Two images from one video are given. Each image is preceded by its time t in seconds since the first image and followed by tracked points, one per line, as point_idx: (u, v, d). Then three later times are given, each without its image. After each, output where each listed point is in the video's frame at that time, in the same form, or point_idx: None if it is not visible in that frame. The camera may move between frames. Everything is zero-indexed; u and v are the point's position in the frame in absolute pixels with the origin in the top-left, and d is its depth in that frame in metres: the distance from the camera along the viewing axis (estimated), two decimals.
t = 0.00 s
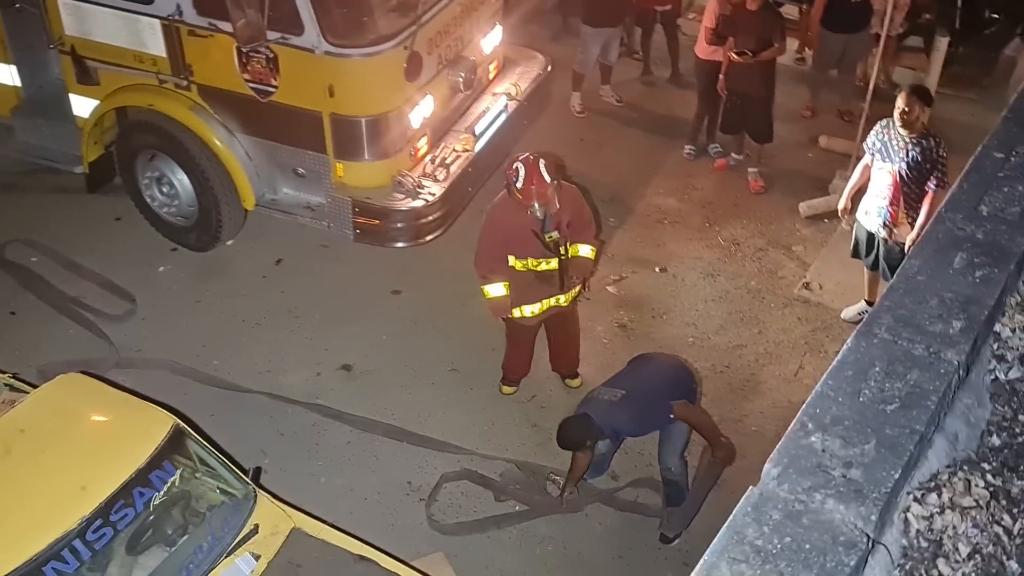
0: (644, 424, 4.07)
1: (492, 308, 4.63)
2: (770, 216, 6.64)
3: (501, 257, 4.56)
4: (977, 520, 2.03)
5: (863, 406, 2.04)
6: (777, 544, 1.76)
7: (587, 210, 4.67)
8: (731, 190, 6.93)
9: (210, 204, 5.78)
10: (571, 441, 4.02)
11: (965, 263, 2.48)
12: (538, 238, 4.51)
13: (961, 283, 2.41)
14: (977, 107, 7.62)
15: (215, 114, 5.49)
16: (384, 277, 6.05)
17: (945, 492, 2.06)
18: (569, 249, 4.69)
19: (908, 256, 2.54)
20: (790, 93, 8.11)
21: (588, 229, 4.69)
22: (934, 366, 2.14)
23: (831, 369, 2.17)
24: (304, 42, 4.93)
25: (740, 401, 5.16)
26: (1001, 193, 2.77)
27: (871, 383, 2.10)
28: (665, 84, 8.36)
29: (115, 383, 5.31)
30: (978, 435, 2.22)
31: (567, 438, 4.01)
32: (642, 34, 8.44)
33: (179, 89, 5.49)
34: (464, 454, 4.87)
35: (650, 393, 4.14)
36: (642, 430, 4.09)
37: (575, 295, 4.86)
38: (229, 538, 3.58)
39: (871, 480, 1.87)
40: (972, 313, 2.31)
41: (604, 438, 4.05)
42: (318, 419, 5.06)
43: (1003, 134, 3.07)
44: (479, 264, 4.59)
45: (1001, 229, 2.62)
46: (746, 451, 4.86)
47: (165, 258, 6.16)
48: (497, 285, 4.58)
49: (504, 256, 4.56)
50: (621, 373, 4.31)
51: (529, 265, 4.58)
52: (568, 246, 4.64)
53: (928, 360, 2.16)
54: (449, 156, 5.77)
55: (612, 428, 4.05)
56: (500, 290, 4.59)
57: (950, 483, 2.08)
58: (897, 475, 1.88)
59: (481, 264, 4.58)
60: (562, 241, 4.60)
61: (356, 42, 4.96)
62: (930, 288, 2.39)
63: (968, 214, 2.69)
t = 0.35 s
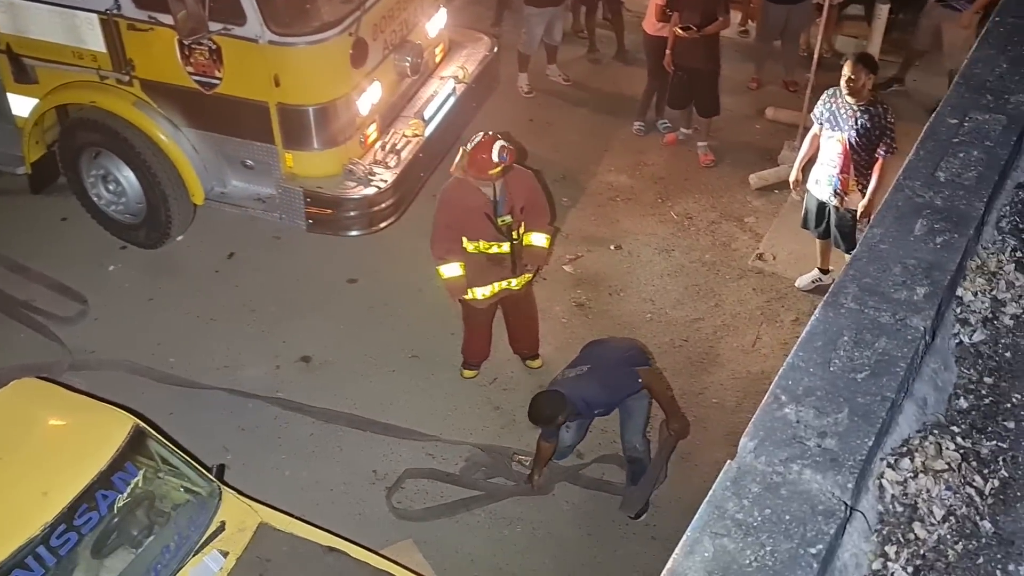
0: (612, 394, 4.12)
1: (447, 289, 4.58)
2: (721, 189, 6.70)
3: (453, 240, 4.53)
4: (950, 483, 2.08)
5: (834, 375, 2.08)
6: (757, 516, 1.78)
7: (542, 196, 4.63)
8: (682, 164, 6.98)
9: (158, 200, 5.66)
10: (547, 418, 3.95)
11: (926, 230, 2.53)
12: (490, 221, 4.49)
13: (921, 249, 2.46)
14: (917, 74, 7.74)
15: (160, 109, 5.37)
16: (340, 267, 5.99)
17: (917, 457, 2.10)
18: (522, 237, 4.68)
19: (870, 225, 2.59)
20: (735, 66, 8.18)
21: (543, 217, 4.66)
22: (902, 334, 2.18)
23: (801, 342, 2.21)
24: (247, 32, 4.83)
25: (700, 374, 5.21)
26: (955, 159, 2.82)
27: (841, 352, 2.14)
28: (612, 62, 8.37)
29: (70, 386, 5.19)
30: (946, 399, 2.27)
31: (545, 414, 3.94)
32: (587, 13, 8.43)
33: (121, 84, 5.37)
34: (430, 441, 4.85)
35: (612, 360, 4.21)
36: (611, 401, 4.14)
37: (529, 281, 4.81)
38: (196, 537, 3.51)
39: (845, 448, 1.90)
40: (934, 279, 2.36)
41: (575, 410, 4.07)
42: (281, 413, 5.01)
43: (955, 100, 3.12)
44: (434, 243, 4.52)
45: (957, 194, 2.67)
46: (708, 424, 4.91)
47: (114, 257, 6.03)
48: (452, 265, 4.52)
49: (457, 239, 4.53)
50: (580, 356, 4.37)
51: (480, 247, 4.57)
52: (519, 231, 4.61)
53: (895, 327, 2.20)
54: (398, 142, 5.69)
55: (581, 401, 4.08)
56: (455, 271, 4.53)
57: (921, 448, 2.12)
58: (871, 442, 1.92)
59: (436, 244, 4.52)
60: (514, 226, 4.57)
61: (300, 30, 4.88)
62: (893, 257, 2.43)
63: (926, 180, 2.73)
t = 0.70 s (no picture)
0: (595, 380, 4.15)
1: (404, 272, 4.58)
2: (685, 175, 6.75)
3: (418, 225, 4.59)
4: (927, 458, 2.13)
5: (811, 356, 2.12)
6: (743, 498, 1.82)
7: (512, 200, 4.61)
8: (645, 152, 7.02)
9: (121, 204, 5.59)
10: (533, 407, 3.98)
11: (894, 211, 2.58)
12: (452, 214, 4.49)
13: (891, 230, 2.52)
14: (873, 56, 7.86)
15: (120, 113, 5.31)
16: (307, 265, 5.95)
17: (895, 433, 2.15)
18: (489, 236, 4.65)
19: (840, 207, 2.64)
20: (694, 52, 8.24)
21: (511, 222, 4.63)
22: (875, 313, 2.23)
23: (778, 324, 2.25)
24: (206, 33, 4.78)
25: (670, 359, 5.26)
26: (921, 139, 2.88)
27: (817, 333, 2.19)
28: (572, 51, 8.39)
29: (38, 395, 5.12)
30: (920, 376, 2.33)
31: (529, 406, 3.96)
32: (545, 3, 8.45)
33: (80, 89, 5.30)
34: (406, 436, 4.85)
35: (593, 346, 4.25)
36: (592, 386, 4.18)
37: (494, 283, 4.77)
38: (175, 541, 3.48)
39: (825, 428, 1.95)
40: (905, 259, 2.41)
41: (554, 394, 4.11)
42: (254, 414, 4.98)
43: (918, 81, 3.19)
44: (397, 226, 4.56)
45: (925, 173, 2.73)
46: (680, 408, 4.97)
47: (78, 263, 5.95)
48: (411, 250, 4.52)
49: (421, 226, 4.59)
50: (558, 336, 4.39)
51: (440, 237, 4.59)
52: (484, 229, 4.60)
53: (869, 307, 2.25)
54: (363, 138, 5.65)
55: (562, 385, 4.12)
56: (413, 256, 4.53)
57: (898, 425, 2.17)
58: (850, 420, 1.97)
59: (398, 227, 4.55)
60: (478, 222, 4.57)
61: (259, 29, 4.84)
62: (864, 237, 2.49)
63: (892, 161, 2.79)
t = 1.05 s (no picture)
0: (569, 397, 3.90)
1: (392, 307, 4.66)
2: (661, 200, 6.82)
3: (401, 257, 4.59)
4: (911, 475, 2.16)
5: (796, 377, 2.15)
6: (731, 518, 1.84)
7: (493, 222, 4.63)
8: (622, 178, 7.09)
9: (100, 239, 5.57)
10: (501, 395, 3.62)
11: (872, 232, 2.63)
12: (435, 242, 4.48)
13: (870, 251, 2.56)
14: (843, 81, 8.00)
15: (98, 148, 5.31)
16: (288, 297, 5.94)
17: (879, 451, 2.18)
18: (472, 261, 4.66)
19: (819, 229, 2.68)
20: (668, 79, 8.35)
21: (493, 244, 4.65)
22: (857, 333, 2.27)
23: (762, 346, 2.28)
24: (183, 68, 4.80)
25: (652, 383, 5.29)
26: (897, 161, 2.94)
27: (801, 354, 2.22)
28: (548, 80, 8.48)
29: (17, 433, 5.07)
30: (902, 394, 2.36)
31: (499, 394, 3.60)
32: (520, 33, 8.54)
33: (57, 125, 5.30)
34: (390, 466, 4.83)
35: (579, 356, 3.95)
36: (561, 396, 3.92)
37: (481, 306, 4.83)
38: None
39: (812, 447, 1.97)
40: (884, 279, 2.46)
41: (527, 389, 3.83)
42: (237, 447, 4.94)
43: (892, 105, 3.25)
44: (380, 261, 4.59)
45: (901, 195, 2.78)
46: (664, 432, 4.98)
47: (57, 299, 5.91)
48: (396, 285, 4.59)
49: (404, 258, 4.58)
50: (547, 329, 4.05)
51: (424, 267, 4.59)
52: (467, 254, 4.62)
53: (850, 327, 2.29)
54: (341, 169, 5.67)
55: (536, 382, 3.82)
56: (399, 290, 4.60)
57: (883, 443, 2.20)
58: (835, 439, 1.99)
59: (381, 262, 4.59)
60: (460, 248, 4.58)
61: (237, 64, 4.86)
62: (844, 258, 2.53)
63: (869, 183, 2.85)
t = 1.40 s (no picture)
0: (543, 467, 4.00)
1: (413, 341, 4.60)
2: (661, 226, 6.86)
3: (410, 289, 4.53)
4: (914, 497, 2.16)
5: (798, 399, 2.16)
6: (735, 539, 1.84)
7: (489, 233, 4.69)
8: (622, 203, 7.12)
9: (102, 262, 5.59)
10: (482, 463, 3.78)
11: (873, 256, 2.65)
12: (444, 262, 4.49)
13: (871, 275, 2.58)
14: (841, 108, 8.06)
15: (101, 171, 5.34)
16: (289, 320, 5.95)
17: (882, 473, 2.18)
18: (475, 276, 4.67)
19: (821, 253, 2.70)
20: (667, 105, 8.42)
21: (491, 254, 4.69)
22: (859, 356, 2.28)
23: (764, 368, 2.29)
24: (187, 92, 4.84)
25: (652, 408, 5.28)
26: (897, 187, 2.96)
27: (803, 377, 2.23)
28: (548, 105, 8.54)
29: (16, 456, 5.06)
30: (904, 417, 2.37)
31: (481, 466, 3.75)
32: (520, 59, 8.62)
33: (61, 148, 5.33)
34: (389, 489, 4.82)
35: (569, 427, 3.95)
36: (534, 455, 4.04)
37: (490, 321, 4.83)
38: None
39: (814, 469, 1.98)
40: (885, 302, 2.47)
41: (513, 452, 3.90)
42: (237, 471, 4.93)
43: (892, 131, 3.28)
44: (392, 298, 4.53)
45: (902, 220, 2.81)
46: (664, 457, 4.98)
47: (58, 322, 5.92)
48: (413, 319, 4.53)
49: (414, 289, 4.53)
50: (544, 383, 3.99)
51: (441, 292, 4.55)
52: (472, 270, 4.63)
53: (852, 350, 2.31)
54: (343, 194, 5.70)
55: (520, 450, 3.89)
56: (416, 324, 4.55)
57: (885, 465, 2.21)
58: (838, 461, 2.00)
59: (394, 299, 4.53)
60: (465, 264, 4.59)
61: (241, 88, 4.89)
62: (846, 282, 2.55)
63: (870, 208, 2.87)
